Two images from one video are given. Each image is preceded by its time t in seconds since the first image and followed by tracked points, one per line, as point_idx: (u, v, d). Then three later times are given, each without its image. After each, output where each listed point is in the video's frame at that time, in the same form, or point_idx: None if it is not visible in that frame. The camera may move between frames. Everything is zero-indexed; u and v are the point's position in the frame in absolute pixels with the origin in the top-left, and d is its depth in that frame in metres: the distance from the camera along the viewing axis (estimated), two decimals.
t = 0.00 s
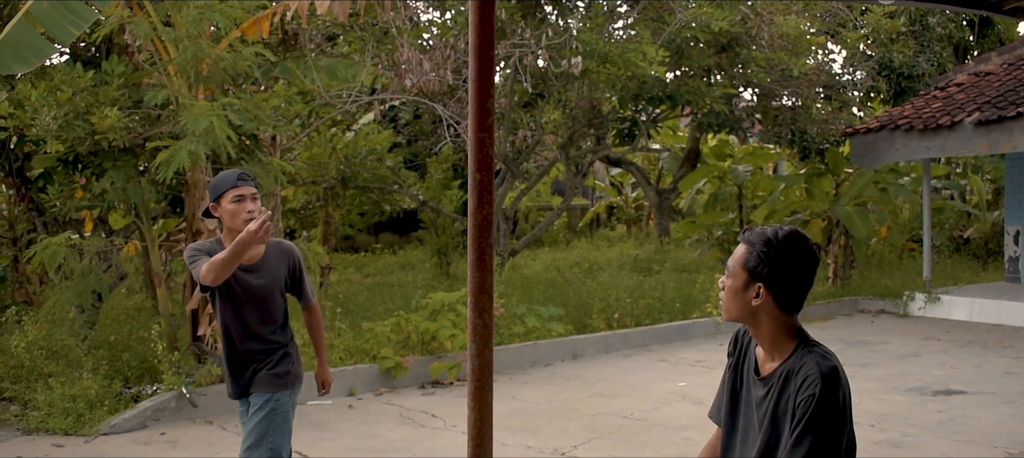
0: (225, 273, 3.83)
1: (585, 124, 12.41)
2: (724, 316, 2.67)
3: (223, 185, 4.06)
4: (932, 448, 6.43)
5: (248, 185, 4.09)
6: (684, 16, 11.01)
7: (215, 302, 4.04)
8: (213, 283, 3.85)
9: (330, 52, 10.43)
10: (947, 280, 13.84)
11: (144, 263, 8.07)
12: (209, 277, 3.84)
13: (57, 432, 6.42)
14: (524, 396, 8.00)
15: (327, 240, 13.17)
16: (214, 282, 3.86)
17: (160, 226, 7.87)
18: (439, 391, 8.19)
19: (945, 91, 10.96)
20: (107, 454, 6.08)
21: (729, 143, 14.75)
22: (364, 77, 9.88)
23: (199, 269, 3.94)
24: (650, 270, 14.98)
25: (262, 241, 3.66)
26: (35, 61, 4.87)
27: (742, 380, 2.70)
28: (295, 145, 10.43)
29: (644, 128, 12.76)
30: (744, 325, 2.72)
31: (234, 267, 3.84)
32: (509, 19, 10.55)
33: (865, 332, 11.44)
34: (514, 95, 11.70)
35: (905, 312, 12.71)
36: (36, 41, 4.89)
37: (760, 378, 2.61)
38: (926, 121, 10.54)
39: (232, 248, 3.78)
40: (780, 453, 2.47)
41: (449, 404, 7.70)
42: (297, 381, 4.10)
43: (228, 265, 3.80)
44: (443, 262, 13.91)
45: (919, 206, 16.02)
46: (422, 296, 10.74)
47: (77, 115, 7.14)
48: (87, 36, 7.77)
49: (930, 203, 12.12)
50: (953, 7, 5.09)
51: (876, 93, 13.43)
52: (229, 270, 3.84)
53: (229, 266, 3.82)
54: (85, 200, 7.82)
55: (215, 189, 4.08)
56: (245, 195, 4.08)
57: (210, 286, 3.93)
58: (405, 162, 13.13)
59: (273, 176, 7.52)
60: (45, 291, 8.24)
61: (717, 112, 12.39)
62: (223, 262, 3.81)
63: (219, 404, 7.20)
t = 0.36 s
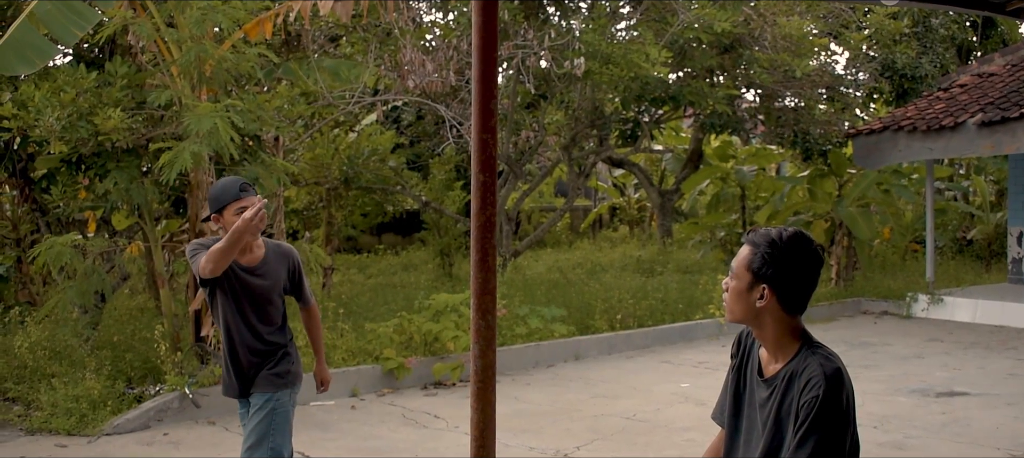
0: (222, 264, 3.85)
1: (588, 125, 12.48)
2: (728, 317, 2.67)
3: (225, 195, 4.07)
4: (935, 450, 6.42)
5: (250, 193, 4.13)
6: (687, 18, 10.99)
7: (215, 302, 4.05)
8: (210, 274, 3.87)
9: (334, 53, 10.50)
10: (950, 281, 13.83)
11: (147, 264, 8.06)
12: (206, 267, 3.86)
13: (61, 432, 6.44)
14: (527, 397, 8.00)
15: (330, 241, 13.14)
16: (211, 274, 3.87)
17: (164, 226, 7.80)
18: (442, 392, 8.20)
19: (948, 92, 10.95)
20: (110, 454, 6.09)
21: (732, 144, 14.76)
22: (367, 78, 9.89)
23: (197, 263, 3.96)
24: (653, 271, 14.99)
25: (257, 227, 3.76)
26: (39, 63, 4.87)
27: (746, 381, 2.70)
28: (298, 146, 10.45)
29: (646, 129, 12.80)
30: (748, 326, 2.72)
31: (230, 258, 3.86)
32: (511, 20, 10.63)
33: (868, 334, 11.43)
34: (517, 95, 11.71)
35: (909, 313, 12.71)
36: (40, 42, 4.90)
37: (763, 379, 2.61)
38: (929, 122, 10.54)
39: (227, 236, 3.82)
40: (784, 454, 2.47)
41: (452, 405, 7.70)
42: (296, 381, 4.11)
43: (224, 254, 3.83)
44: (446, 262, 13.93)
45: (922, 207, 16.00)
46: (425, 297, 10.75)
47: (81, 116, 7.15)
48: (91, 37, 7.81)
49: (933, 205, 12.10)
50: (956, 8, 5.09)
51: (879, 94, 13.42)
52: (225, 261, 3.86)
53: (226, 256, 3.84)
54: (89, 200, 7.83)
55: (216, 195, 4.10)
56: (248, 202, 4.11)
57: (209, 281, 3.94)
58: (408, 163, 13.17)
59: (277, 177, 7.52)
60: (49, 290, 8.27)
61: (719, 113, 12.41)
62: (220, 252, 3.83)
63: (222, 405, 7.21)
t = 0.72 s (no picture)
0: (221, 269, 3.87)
1: (590, 126, 12.50)
2: (731, 318, 2.67)
3: (224, 194, 4.06)
4: (937, 451, 6.42)
5: (248, 190, 4.12)
6: (689, 19, 10.95)
7: (216, 305, 4.06)
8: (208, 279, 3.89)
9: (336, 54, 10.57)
10: (953, 282, 13.82)
11: (149, 265, 8.07)
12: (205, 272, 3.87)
13: (64, 433, 6.43)
14: (529, 398, 8.00)
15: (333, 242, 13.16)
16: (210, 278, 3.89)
17: (166, 228, 7.82)
18: (444, 393, 8.20)
19: (951, 93, 10.94)
20: (113, 455, 6.10)
21: (734, 145, 14.76)
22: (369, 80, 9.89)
23: (196, 266, 3.97)
24: (655, 272, 14.99)
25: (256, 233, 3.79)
26: (43, 64, 4.90)
27: (749, 382, 2.70)
28: (300, 148, 10.45)
29: (649, 130, 12.80)
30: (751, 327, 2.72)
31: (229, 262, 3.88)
32: (514, 21, 10.64)
33: (871, 335, 11.43)
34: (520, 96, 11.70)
35: (911, 315, 12.66)
36: (43, 44, 4.89)
37: (766, 380, 2.61)
38: (931, 124, 10.51)
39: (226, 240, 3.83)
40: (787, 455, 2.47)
41: (454, 406, 7.69)
42: (298, 382, 4.10)
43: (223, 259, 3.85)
44: (448, 263, 13.93)
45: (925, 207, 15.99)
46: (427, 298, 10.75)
47: (83, 118, 7.15)
48: (93, 38, 7.83)
49: (935, 206, 12.08)
50: (958, 9, 5.08)
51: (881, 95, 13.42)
52: (224, 265, 3.87)
53: (224, 260, 3.86)
54: (92, 202, 7.85)
55: (215, 195, 4.09)
56: (246, 200, 4.10)
57: (208, 284, 3.95)
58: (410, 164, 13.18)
59: (279, 177, 7.53)
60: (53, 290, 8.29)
61: (722, 112, 12.28)
62: (219, 256, 3.85)
63: (225, 406, 7.21)
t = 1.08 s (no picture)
0: (216, 264, 3.88)
1: (591, 125, 12.50)
2: (734, 318, 2.67)
3: (221, 188, 4.06)
4: (938, 450, 6.42)
5: (245, 183, 4.11)
6: (691, 18, 10.96)
7: (216, 303, 4.06)
8: (204, 274, 3.90)
9: (337, 54, 10.55)
10: (955, 282, 13.80)
11: (150, 265, 8.07)
12: (201, 267, 3.89)
13: (64, 433, 6.43)
14: (530, 398, 8.00)
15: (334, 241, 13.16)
16: (206, 274, 3.90)
17: (166, 227, 7.93)
18: (445, 393, 8.20)
19: (952, 93, 10.94)
20: (114, 454, 6.10)
21: (735, 145, 14.76)
22: (370, 79, 9.88)
23: (192, 261, 3.99)
24: (656, 272, 14.99)
25: (248, 229, 3.86)
26: (43, 63, 4.90)
27: (751, 382, 2.69)
28: (300, 148, 10.44)
29: (650, 130, 12.79)
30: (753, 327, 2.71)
31: (225, 257, 3.89)
32: (515, 21, 10.63)
33: (872, 334, 11.42)
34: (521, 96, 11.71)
35: (912, 315, 12.65)
36: (45, 43, 4.89)
37: (768, 379, 2.61)
38: (932, 123, 10.52)
39: (221, 234, 3.84)
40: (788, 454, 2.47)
41: (455, 406, 7.70)
42: (299, 382, 4.10)
43: (219, 255, 3.87)
44: (449, 263, 13.93)
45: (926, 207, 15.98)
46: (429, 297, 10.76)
47: (84, 117, 7.15)
48: (94, 38, 7.83)
49: (936, 205, 12.08)
50: (958, 9, 5.08)
51: (882, 94, 13.42)
52: (220, 260, 3.88)
53: (220, 255, 3.87)
54: (93, 201, 7.84)
55: (213, 190, 4.09)
56: (244, 193, 4.09)
57: (207, 280, 3.96)
58: (411, 164, 13.19)
59: (280, 177, 7.53)
60: (54, 290, 8.31)
61: (723, 113, 12.36)
62: (214, 251, 3.86)
63: (226, 406, 7.21)
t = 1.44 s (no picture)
0: (216, 263, 3.88)
1: (592, 125, 12.51)
2: (736, 318, 2.66)
3: (224, 188, 4.07)
4: (939, 450, 6.42)
5: (248, 183, 4.11)
6: (691, 18, 10.97)
7: (219, 303, 4.07)
8: (203, 273, 3.91)
9: (338, 53, 10.54)
10: (956, 282, 13.76)
11: (151, 264, 8.07)
12: (200, 266, 3.90)
13: (65, 432, 6.43)
14: (531, 397, 8.00)
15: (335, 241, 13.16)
16: (205, 273, 3.91)
17: (168, 226, 7.92)
18: (446, 392, 8.20)
19: (953, 92, 10.93)
20: (114, 454, 6.09)
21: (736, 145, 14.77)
22: (371, 79, 9.88)
23: (193, 259, 3.99)
24: (657, 272, 14.98)
25: (246, 228, 3.85)
26: (44, 63, 4.89)
27: (751, 382, 2.69)
28: (301, 147, 10.43)
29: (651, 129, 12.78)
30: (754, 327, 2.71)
31: (225, 256, 3.89)
32: (516, 20, 10.63)
33: (873, 334, 11.42)
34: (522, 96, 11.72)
35: (913, 315, 12.60)
36: (46, 44, 4.89)
37: (769, 379, 2.61)
38: (934, 123, 10.52)
39: (221, 234, 3.85)
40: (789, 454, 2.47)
41: (456, 405, 7.70)
42: (300, 382, 4.10)
43: (218, 255, 3.87)
44: (450, 263, 13.93)
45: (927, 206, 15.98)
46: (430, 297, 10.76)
47: (85, 117, 7.14)
48: (95, 37, 7.84)
49: (937, 205, 12.08)
50: (959, 9, 5.08)
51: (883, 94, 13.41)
52: (220, 260, 3.89)
53: (219, 255, 3.87)
54: (94, 201, 7.84)
55: (216, 189, 4.09)
56: (246, 193, 4.09)
57: (207, 279, 3.97)
58: (412, 164, 13.20)
59: (281, 176, 7.54)
60: (55, 290, 8.32)
61: (724, 113, 12.40)
62: (214, 250, 3.86)
63: (227, 405, 7.21)
